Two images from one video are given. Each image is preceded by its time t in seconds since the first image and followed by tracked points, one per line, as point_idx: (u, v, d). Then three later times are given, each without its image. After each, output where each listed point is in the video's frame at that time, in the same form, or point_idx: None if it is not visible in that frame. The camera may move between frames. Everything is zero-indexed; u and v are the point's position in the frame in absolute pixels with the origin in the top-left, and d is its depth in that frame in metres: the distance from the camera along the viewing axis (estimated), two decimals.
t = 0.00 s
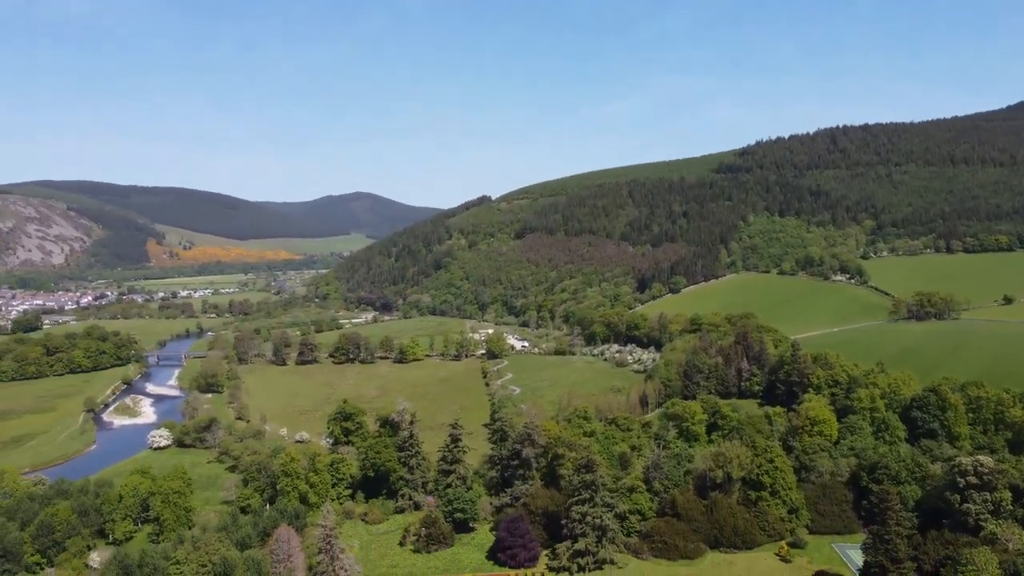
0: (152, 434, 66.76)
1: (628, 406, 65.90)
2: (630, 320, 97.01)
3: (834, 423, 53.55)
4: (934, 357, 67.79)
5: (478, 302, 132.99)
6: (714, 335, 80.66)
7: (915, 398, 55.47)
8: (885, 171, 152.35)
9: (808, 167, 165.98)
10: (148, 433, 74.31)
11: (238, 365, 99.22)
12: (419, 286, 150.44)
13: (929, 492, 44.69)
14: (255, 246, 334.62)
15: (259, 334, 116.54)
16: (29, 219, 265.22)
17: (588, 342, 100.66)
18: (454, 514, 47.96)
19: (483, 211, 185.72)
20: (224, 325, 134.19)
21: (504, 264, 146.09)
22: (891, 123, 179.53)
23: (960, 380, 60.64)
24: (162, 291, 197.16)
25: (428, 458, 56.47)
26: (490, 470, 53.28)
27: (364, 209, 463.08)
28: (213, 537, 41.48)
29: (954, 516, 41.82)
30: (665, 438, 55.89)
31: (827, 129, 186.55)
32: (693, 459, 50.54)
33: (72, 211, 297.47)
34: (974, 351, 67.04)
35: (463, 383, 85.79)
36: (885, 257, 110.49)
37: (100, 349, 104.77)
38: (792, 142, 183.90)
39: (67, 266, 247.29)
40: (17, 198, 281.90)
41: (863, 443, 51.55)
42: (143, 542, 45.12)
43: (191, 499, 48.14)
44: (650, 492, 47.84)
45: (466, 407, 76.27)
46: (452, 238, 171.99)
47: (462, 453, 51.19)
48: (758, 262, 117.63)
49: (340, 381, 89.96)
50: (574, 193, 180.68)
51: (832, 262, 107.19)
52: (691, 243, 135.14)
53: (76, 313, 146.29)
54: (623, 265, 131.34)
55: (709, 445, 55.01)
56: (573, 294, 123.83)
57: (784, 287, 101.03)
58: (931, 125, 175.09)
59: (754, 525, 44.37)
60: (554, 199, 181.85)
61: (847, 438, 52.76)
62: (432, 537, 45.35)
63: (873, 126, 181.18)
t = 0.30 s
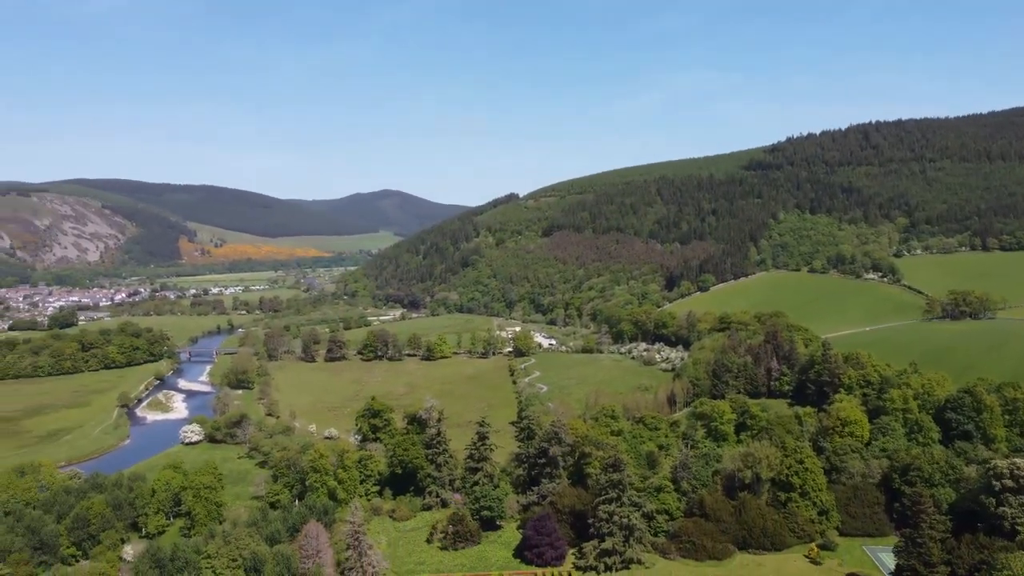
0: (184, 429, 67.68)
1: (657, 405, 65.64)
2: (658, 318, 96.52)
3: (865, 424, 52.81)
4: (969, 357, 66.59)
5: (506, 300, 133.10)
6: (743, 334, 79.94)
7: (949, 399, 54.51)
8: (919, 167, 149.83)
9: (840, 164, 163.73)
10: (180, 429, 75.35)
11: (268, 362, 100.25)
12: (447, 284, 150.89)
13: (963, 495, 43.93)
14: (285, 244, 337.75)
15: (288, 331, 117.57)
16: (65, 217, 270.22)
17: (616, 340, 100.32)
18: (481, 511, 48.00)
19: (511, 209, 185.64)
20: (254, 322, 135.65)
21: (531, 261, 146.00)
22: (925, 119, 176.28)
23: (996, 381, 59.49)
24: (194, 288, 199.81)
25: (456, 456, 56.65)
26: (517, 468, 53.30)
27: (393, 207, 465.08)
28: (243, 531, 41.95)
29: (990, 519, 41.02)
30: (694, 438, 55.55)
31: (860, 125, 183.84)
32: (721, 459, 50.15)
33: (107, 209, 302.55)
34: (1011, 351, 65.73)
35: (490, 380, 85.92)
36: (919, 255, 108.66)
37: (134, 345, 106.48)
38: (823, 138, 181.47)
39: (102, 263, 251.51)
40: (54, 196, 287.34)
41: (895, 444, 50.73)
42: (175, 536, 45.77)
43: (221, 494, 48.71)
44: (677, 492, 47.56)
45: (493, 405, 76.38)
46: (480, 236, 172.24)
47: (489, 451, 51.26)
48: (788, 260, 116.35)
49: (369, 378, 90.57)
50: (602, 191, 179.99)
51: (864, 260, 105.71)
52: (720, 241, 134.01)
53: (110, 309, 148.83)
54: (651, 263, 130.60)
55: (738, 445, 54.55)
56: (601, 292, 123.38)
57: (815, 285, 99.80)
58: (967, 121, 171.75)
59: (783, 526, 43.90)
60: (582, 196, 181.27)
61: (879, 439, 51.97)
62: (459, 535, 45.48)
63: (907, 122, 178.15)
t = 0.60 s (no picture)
0: (215, 427, 68.55)
1: (685, 406, 65.28)
2: (686, 319, 95.89)
3: (898, 427, 52.04)
4: (1005, 359, 65.36)
5: (534, 299, 133.03)
6: (773, 334, 79.13)
7: (985, 403, 53.51)
8: (954, 166, 147.23)
9: (873, 163, 161.37)
10: (211, 426, 76.33)
11: (297, 360, 101.14)
12: (475, 284, 151.15)
13: (999, 500, 43.11)
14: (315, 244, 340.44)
15: (318, 330, 118.54)
16: (101, 217, 275.02)
17: (644, 340, 99.85)
18: (508, 511, 48.04)
19: (539, 208, 185.40)
20: (283, 321, 136.96)
21: (559, 261, 145.70)
22: (961, 116, 173.06)
23: None
24: (225, 287, 202.19)
25: (483, 455, 56.75)
26: (544, 468, 53.25)
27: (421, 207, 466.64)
28: (273, 528, 42.39)
29: None
30: (722, 439, 55.13)
31: (893, 123, 181.02)
32: (751, 461, 49.72)
33: (141, 209, 307.35)
34: None
35: (518, 380, 85.92)
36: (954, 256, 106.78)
37: (167, 343, 108.01)
38: (856, 137, 179.01)
39: (136, 263, 255.54)
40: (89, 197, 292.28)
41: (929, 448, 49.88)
42: (206, 532, 46.36)
43: (251, 492, 49.24)
44: (706, 494, 47.22)
45: (520, 405, 76.36)
46: (507, 236, 172.27)
47: (516, 451, 51.27)
48: (819, 261, 114.96)
49: (397, 377, 91.03)
50: (631, 190, 179.14)
51: (897, 261, 104.16)
52: (750, 241, 132.77)
53: (144, 308, 151.05)
54: (680, 263, 129.73)
55: (767, 447, 54.05)
56: (629, 292, 122.81)
57: (847, 286, 98.51)
58: (1004, 118, 168.40)
59: (813, 530, 43.39)
60: (610, 196, 180.55)
61: (912, 442, 51.13)
62: (486, 534, 45.55)
63: (942, 120, 175.09)
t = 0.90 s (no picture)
0: (246, 425, 69.40)
1: (714, 408, 64.71)
2: (715, 320, 95.15)
3: (931, 430, 51.19)
4: None
5: (561, 299, 132.90)
6: (803, 336, 78.27)
7: (1021, 406, 52.43)
8: (990, 164, 144.52)
9: (906, 161, 158.94)
10: (242, 424, 77.23)
11: (326, 359, 101.99)
12: (502, 284, 151.32)
13: None
14: (344, 243, 342.96)
15: (347, 329, 119.45)
16: (134, 217, 279.33)
17: (672, 341, 99.32)
18: (535, 512, 48.05)
19: (566, 208, 185.10)
20: (313, 320, 138.18)
21: (587, 261, 145.33)
22: (998, 113, 169.72)
23: None
24: (256, 286, 204.32)
25: (510, 456, 56.68)
26: (572, 468, 53.11)
27: (449, 207, 467.97)
28: (301, 526, 42.72)
29: None
30: (751, 442, 54.65)
31: (927, 121, 178.08)
32: (780, 464, 49.25)
33: (174, 209, 311.77)
34: None
35: (545, 380, 85.92)
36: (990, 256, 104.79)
37: (199, 342, 109.42)
38: (889, 135, 176.41)
39: (168, 262, 259.08)
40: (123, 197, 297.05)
41: (964, 452, 49.02)
42: (236, 529, 46.90)
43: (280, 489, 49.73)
44: (734, 497, 46.84)
45: (547, 405, 76.31)
46: (535, 236, 172.21)
47: (543, 452, 51.16)
48: (851, 261, 113.54)
49: (424, 377, 91.45)
50: (658, 190, 178.24)
51: (931, 261, 102.55)
52: (780, 241, 131.41)
53: (176, 307, 153.22)
54: (709, 263, 128.79)
55: (797, 450, 53.44)
56: (657, 293, 122.22)
57: (879, 287, 97.11)
58: None
59: (844, 534, 42.78)
60: (638, 195, 179.80)
61: (946, 446, 50.27)
62: (513, 534, 45.57)
63: (978, 118, 171.86)
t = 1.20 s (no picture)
0: (275, 423, 70.11)
1: (743, 410, 64.07)
2: (744, 320, 94.31)
3: (966, 434, 50.30)
4: None
5: (588, 299, 132.57)
6: (834, 337, 77.30)
7: None
8: None
9: (940, 160, 156.31)
10: (271, 421, 77.98)
11: (355, 358, 102.71)
12: (530, 283, 151.29)
13: None
14: (372, 243, 345.10)
15: (375, 328, 120.14)
16: (167, 217, 283.40)
17: (700, 342, 98.65)
18: (562, 512, 47.96)
19: (593, 208, 184.61)
20: (342, 319, 139.19)
21: (615, 262, 144.79)
22: None
23: None
24: (285, 286, 206.15)
25: (537, 456, 56.71)
26: (599, 470, 52.95)
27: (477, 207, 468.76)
28: (330, 524, 43.08)
29: None
30: (781, 444, 54.07)
31: (963, 120, 174.93)
32: (811, 467, 48.72)
33: (205, 209, 315.81)
34: None
35: (572, 381, 85.81)
36: None
37: (229, 341, 110.75)
38: (923, 133, 173.55)
39: (200, 261, 262.45)
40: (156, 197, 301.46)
41: (1000, 456, 48.06)
42: (266, 526, 47.35)
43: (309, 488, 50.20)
44: (763, 500, 46.42)
45: (574, 406, 76.16)
46: (562, 236, 171.95)
47: (570, 452, 51.07)
48: (883, 261, 111.91)
49: (452, 376, 91.72)
50: (687, 189, 177.08)
51: (966, 262, 100.77)
52: (811, 241, 129.91)
53: (208, 306, 155.23)
54: (738, 263, 127.68)
55: (827, 453, 52.80)
56: (685, 293, 121.49)
57: (912, 288, 95.63)
58: None
59: (876, 539, 42.08)
60: (666, 195, 178.82)
61: (981, 450, 49.32)
62: (539, 535, 45.59)
63: (1015, 116, 168.51)
